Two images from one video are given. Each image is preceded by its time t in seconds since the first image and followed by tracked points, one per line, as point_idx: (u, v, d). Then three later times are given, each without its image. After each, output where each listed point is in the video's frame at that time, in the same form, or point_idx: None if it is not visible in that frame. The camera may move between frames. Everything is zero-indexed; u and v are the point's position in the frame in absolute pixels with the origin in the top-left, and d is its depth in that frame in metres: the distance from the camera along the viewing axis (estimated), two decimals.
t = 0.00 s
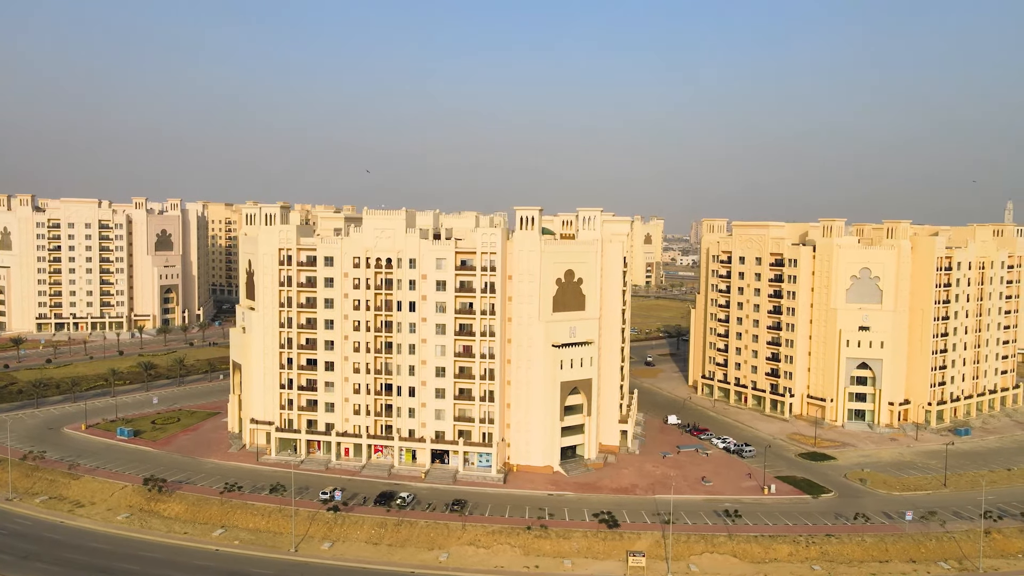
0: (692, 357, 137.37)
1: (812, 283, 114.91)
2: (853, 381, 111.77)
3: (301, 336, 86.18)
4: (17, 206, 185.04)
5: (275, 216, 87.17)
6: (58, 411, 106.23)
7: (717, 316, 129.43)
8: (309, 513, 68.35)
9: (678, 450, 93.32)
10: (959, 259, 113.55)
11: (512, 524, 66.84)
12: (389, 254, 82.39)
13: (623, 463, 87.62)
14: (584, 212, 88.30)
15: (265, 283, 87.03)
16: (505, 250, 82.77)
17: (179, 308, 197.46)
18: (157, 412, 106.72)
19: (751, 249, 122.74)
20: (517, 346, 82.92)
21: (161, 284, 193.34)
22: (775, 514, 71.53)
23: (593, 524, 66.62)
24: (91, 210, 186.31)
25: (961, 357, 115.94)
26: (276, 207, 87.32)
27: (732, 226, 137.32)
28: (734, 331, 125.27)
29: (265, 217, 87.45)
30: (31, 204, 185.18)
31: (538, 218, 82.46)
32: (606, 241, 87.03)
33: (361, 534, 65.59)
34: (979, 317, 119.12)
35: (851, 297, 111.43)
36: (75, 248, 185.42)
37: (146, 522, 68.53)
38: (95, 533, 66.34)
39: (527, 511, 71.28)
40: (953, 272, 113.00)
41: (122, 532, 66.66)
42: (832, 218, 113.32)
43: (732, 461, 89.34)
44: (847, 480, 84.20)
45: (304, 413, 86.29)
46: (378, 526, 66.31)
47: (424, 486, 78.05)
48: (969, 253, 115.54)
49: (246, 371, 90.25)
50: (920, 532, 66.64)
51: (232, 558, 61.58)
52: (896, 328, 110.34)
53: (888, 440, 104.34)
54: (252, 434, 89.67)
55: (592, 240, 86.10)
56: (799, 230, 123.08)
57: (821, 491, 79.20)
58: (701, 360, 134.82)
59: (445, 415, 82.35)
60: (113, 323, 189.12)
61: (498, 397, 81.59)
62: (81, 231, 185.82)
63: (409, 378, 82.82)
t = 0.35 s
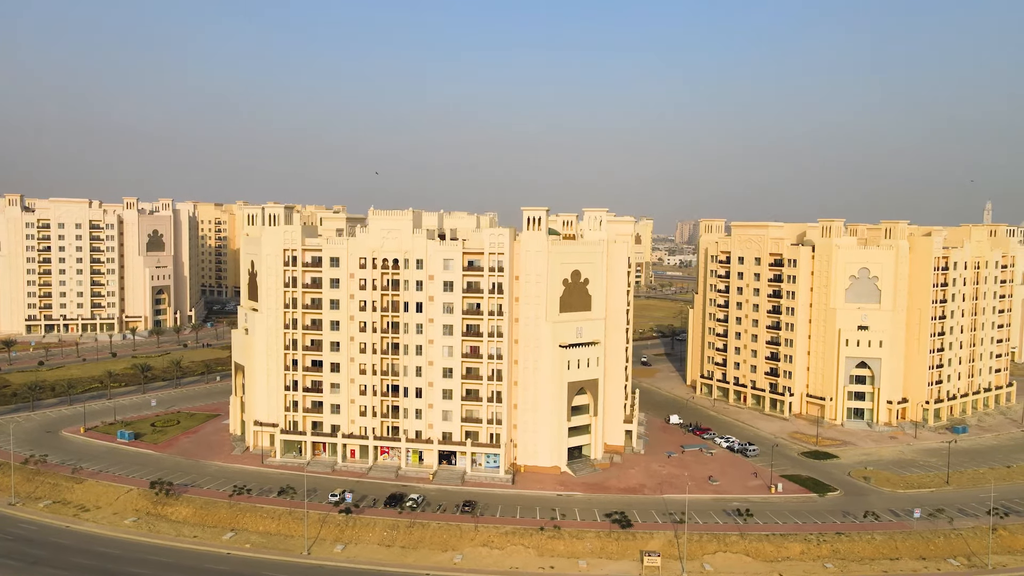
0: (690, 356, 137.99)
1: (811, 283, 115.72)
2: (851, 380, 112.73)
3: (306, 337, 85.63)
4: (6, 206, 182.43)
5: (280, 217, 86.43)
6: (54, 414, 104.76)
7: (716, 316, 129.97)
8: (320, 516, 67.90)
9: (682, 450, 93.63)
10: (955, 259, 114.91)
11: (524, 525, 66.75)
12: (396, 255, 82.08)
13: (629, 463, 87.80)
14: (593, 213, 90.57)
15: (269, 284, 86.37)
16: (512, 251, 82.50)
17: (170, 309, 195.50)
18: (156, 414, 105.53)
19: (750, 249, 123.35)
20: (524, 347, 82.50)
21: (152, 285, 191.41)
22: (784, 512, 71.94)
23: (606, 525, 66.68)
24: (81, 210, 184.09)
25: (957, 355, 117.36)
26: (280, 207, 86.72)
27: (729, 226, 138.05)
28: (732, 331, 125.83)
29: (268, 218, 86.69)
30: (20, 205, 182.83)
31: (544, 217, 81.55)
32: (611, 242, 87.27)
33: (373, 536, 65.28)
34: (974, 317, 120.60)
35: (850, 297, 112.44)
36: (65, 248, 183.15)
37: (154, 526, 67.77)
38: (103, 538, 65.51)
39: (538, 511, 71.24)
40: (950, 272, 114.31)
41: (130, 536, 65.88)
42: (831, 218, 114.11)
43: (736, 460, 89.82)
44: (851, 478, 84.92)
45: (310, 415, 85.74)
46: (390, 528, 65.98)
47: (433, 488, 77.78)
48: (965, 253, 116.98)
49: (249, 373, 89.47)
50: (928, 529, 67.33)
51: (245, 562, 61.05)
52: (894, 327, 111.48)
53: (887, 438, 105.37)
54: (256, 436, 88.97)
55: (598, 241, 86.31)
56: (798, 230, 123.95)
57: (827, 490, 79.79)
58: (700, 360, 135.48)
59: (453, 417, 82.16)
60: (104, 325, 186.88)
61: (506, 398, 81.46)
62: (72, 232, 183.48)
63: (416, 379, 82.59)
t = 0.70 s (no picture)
0: (686, 356, 138.75)
1: (807, 283, 116.75)
2: (847, 378, 113.79)
3: (308, 338, 85.00)
4: None
5: (281, 217, 85.79)
6: (48, 417, 103.29)
7: (712, 316, 130.64)
8: (326, 519, 67.49)
9: (684, 449, 94.07)
10: (948, 259, 116.42)
11: (533, 525, 66.68)
12: (399, 256, 81.70)
13: (631, 463, 88.10)
14: (594, 213, 89.18)
15: (270, 285, 85.60)
16: (516, 252, 82.28)
17: (160, 311, 193.24)
18: (152, 416, 104.36)
19: (746, 249, 124.14)
20: (527, 347, 82.50)
21: (141, 286, 189.10)
22: (789, 511, 72.50)
23: (615, 525, 66.80)
24: (69, 210, 181.51)
25: (949, 354, 118.91)
26: (280, 207, 86.01)
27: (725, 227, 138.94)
28: (728, 330, 126.62)
29: (269, 218, 85.93)
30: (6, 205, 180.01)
31: (548, 218, 81.48)
32: (614, 243, 87.52)
33: (382, 538, 64.96)
34: (966, 316, 122.24)
35: (846, 296, 113.65)
36: (52, 249, 180.42)
37: (159, 530, 66.97)
38: (106, 542, 64.65)
39: (545, 512, 71.26)
40: (943, 271, 115.76)
41: (135, 540, 65.08)
42: (827, 218, 115.02)
43: (738, 459, 90.40)
44: (852, 476, 85.78)
45: (312, 417, 85.12)
46: (398, 530, 65.69)
47: (438, 489, 77.55)
48: (958, 253, 118.57)
49: (249, 375, 88.62)
50: (931, 526, 68.15)
51: (253, 566, 60.52)
52: (889, 326, 112.73)
53: (883, 436, 106.54)
54: (256, 438, 88.19)
55: (601, 241, 86.50)
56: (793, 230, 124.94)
57: (829, 488, 80.52)
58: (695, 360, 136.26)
59: (457, 418, 81.95)
60: (92, 326, 184.32)
61: (510, 398, 81.33)
62: (59, 232, 180.79)
63: (420, 380, 82.26)
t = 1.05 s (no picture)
0: (680, 356, 139.52)
1: (802, 283, 117.88)
2: (842, 377, 115.05)
3: (309, 339, 84.38)
4: None
5: (282, 218, 85.51)
6: (40, 421, 101.57)
7: (707, 315, 131.49)
8: (334, 521, 67.01)
9: (684, 448, 94.62)
10: (940, 259, 118.19)
11: (543, 526, 66.66)
12: (403, 256, 81.40)
13: (634, 462, 88.42)
14: (596, 213, 88.97)
15: (271, 286, 84.77)
16: (521, 252, 82.23)
17: (147, 312, 190.57)
18: (147, 419, 103.01)
19: (742, 249, 125.15)
20: (532, 348, 82.49)
21: (128, 287, 186.22)
22: (794, 509, 73.11)
23: (624, 524, 66.96)
24: (54, 210, 178.56)
25: (941, 352, 120.70)
26: (281, 208, 85.70)
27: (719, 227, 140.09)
28: (724, 330, 127.62)
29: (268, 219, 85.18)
30: None
31: (551, 218, 81.61)
32: (616, 243, 87.76)
33: (391, 540, 64.62)
34: (957, 314, 124.22)
35: (841, 295, 114.85)
36: (37, 249, 177.38)
37: (164, 534, 66.15)
38: (110, 547, 63.71)
39: (553, 512, 71.28)
40: (935, 271, 117.48)
41: (140, 545, 64.21)
42: (822, 218, 116.34)
43: (738, 458, 91.06)
44: (851, 474, 86.74)
45: (313, 419, 84.48)
46: (407, 532, 65.38)
47: (443, 490, 77.28)
48: (949, 252, 120.40)
49: (248, 377, 87.73)
50: (934, 522, 69.08)
51: (264, 569, 59.94)
52: (883, 325, 114.23)
53: (879, 434, 107.84)
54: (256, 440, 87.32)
55: (603, 242, 86.79)
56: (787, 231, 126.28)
57: (830, 485, 81.35)
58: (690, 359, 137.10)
59: (460, 419, 81.80)
60: (78, 328, 181.27)
61: (514, 399, 81.30)
62: (44, 232, 177.78)
63: (423, 381, 82.00)
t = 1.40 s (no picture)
0: (675, 356, 140.13)
1: (798, 282, 118.86)
2: (838, 375, 116.15)
3: (312, 340, 83.80)
4: None
5: (282, 219, 86.44)
6: (33, 424, 100.06)
7: (702, 315, 132.26)
8: (341, 523, 66.58)
9: (685, 447, 95.04)
10: (933, 259, 119.69)
11: (552, 526, 66.68)
12: (406, 257, 81.02)
13: (637, 462, 88.65)
14: (598, 214, 89.29)
15: (272, 287, 84.07)
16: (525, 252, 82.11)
17: (136, 313, 188.23)
18: (143, 422, 101.83)
19: (738, 249, 125.96)
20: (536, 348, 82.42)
21: (117, 288, 183.61)
22: (799, 507, 73.64)
23: (632, 524, 67.13)
24: (41, 210, 175.92)
25: (933, 351, 122.25)
26: (282, 209, 86.59)
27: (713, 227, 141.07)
28: (719, 330, 128.42)
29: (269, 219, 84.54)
30: None
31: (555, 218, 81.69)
32: (619, 244, 87.83)
33: (400, 542, 64.33)
34: (948, 314, 125.92)
35: (836, 295, 115.96)
36: (24, 250, 174.75)
37: (169, 538, 65.45)
38: (115, 552, 62.90)
39: (561, 512, 71.30)
40: (928, 270, 118.95)
41: (145, 549, 63.46)
42: (817, 218, 117.53)
43: (739, 456, 91.62)
44: (851, 472, 87.54)
45: (316, 420, 83.88)
46: (416, 533, 65.10)
47: (449, 491, 77.04)
48: (942, 252, 121.83)
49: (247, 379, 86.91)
50: (937, 519, 69.92)
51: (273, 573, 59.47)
52: (878, 324, 115.44)
53: (875, 432, 108.98)
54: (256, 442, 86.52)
55: (606, 242, 86.97)
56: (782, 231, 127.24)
57: (832, 483, 82.02)
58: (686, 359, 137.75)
59: (465, 419, 81.61)
60: (66, 330, 178.76)
61: (519, 400, 81.28)
62: (31, 233, 175.14)
63: (427, 382, 81.69)
